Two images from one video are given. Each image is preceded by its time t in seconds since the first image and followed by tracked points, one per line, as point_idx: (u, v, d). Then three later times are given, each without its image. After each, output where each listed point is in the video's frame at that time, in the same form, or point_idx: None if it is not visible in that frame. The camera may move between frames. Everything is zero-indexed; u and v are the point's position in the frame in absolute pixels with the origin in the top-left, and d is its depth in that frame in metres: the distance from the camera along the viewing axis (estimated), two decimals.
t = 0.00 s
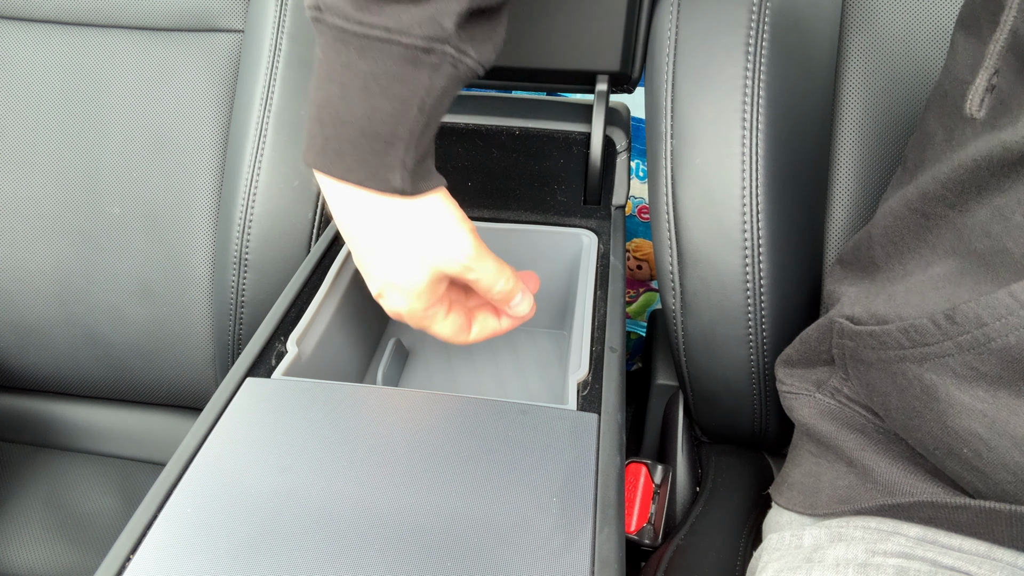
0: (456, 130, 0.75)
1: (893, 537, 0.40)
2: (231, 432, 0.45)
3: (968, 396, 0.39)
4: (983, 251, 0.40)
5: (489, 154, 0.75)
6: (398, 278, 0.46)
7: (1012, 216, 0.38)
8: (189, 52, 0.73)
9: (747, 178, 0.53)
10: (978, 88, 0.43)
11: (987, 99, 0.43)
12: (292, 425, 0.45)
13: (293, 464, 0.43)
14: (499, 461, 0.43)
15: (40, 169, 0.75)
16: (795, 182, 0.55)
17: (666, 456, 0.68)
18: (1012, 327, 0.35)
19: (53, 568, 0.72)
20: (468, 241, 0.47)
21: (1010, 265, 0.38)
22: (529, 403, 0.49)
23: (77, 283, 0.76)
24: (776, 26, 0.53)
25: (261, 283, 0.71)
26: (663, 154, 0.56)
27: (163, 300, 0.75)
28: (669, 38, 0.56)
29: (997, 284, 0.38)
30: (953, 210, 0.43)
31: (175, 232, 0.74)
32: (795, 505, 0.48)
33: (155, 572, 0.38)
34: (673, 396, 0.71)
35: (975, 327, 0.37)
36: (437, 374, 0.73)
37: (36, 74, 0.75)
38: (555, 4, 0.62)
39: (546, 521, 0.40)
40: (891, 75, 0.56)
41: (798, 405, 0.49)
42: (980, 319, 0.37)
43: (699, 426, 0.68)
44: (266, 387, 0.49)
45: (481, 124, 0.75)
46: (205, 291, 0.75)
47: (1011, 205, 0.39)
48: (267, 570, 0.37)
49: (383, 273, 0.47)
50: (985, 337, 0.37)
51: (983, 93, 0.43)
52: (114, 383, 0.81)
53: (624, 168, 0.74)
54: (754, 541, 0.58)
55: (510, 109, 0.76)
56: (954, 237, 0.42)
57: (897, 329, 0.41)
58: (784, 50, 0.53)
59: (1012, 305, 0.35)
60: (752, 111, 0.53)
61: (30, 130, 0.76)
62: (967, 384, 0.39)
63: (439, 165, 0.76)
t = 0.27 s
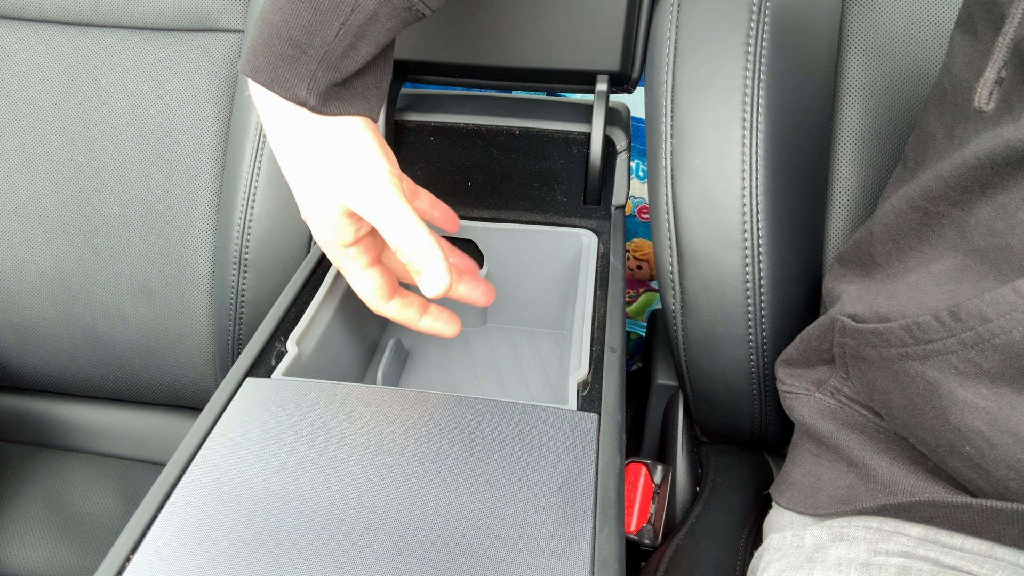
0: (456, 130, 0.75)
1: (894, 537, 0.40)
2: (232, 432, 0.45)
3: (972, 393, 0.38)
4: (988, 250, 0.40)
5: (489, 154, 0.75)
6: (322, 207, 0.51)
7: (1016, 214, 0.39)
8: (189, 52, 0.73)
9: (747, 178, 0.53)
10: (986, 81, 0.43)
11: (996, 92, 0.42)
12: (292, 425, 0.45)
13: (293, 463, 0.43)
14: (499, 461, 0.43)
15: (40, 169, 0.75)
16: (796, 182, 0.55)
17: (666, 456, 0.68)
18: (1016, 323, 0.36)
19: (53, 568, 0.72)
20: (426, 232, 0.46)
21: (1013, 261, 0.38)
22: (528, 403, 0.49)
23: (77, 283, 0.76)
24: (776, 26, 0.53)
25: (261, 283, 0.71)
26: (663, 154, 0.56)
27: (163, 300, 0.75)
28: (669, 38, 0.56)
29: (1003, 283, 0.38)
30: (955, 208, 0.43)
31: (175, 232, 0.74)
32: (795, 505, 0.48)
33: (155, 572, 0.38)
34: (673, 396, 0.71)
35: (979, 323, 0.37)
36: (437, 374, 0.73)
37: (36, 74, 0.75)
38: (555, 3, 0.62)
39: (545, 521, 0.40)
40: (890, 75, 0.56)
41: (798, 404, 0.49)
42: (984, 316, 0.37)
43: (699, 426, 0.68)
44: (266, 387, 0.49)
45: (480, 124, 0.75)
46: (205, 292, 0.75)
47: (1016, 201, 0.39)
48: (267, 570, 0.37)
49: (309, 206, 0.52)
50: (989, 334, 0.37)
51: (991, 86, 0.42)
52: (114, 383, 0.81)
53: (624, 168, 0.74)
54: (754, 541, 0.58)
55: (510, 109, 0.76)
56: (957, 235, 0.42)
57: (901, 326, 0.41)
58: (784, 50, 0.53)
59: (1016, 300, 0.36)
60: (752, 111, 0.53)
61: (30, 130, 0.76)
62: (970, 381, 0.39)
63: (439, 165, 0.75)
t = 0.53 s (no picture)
0: (456, 130, 0.75)
1: (895, 537, 0.40)
2: (232, 432, 0.45)
3: (974, 393, 0.38)
4: (989, 249, 0.40)
5: (489, 154, 0.75)
6: (315, 203, 0.48)
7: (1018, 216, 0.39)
8: (188, 52, 0.73)
9: (747, 178, 0.53)
10: (988, 82, 0.43)
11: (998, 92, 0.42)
12: (292, 425, 0.45)
13: (293, 464, 0.43)
14: (499, 461, 0.43)
15: (39, 169, 0.75)
16: (796, 182, 0.55)
17: (666, 456, 0.68)
18: (1018, 322, 0.36)
19: (53, 568, 0.72)
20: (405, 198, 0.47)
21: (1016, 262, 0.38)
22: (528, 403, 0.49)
23: (76, 283, 0.76)
24: (776, 26, 0.53)
25: (261, 283, 0.71)
26: (663, 154, 0.56)
27: (163, 300, 0.75)
28: (669, 38, 0.56)
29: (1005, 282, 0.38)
30: (957, 208, 0.43)
31: (175, 232, 0.74)
32: (796, 506, 0.48)
33: (155, 572, 0.38)
34: (673, 396, 0.71)
35: (981, 322, 0.37)
36: (437, 375, 0.73)
37: (36, 74, 0.75)
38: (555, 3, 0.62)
39: (545, 521, 0.40)
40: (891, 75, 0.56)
41: (799, 404, 0.49)
42: (986, 316, 0.37)
43: (699, 426, 0.68)
44: (265, 387, 0.49)
45: (480, 124, 0.75)
46: (205, 292, 0.75)
47: (1017, 201, 0.39)
48: (267, 570, 0.37)
49: (297, 198, 0.48)
50: (991, 333, 0.37)
51: (994, 88, 0.42)
52: (114, 383, 0.81)
53: (624, 168, 0.74)
54: (755, 542, 0.58)
55: (510, 109, 0.76)
56: (959, 235, 0.42)
57: (902, 325, 0.41)
58: (784, 51, 0.53)
59: (1017, 299, 0.36)
60: (752, 111, 0.53)
61: (30, 129, 0.75)
62: (970, 380, 0.39)
63: (439, 165, 0.75)
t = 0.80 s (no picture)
0: (456, 130, 0.75)
1: (893, 537, 0.38)
2: (232, 432, 0.45)
3: (967, 395, 0.38)
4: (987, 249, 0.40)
5: (489, 154, 0.75)
6: (254, 45, 0.41)
7: (1003, 208, 0.38)
8: (189, 52, 0.73)
9: (747, 178, 0.53)
10: (986, 61, 0.40)
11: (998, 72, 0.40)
12: (292, 425, 0.45)
13: (293, 464, 0.43)
14: (499, 462, 0.43)
15: (40, 168, 0.75)
16: (796, 181, 0.55)
17: (666, 455, 0.68)
18: (1011, 322, 0.35)
19: (53, 568, 0.72)
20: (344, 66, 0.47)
21: (1006, 256, 0.38)
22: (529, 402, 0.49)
23: (77, 283, 0.76)
24: (776, 26, 0.53)
25: (261, 282, 0.71)
26: (663, 154, 0.56)
27: (163, 300, 0.75)
28: (670, 38, 0.56)
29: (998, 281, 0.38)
30: (940, 197, 0.43)
31: (175, 232, 0.74)
32: (795, 506, 0.48)
33: (156, 572, 0.38)
34: (673, 396, 0.71)
35: (972, 325, 0.37)
36: (438, 374, 0.73)
37: (36, 74, 0.75)
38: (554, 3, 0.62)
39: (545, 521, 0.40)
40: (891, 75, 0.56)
41: (798, 405, 0.49)
42: (976, 317, 0.36)
43: (699, 426, 0.68)
44: (266, 387, 0.49)
45: (480, 124, 0.75)
46: (205, 292, 0.75)
47: (1003, 195, 0.38)
48: (267, 570, 0.37)
49: (230, 46, 0.41)
50: (981, 334, 0.36)
51: (992, 67, 0.40)
52: (114, 383, 0.81)
53: (624, 168, 0.74)
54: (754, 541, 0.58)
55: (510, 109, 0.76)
56: (942, 228, 0.42)
57: (891, 330, 0.41)
58: (784, 51, 0.53)
59: (1007, 300, 0.35)
60: (752, 111, 0.53)
61: (30, 129, 0.75)
62: (965, 382, 0.38)
63: (439, 165, 0.75)
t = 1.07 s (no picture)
0: (456, 130, 0.75)
1: (895, 537, 0.39)
2: (232, 432, 0.45)
3: (965, 394, 0.38)
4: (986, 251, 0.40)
5: (489, 153, 0.75)
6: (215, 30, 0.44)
7: (994, 201, 0.38)
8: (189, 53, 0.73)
9: (747, 178, 0.53)
10: (969, 57, 0.41)
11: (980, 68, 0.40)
12: (292, 425, 0.45)
13: (293, 464, 0.43)
14: (499, 462, 0.43)
15: (40, 168, 0.75)
16: (796, 181, 0.55)
17: (666, 456, 0.68)
18: (1009, 318, 0.35)
19: (53, 568, 0.72)
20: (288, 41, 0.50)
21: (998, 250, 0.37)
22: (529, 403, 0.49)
23: (77, 283, 0.76)
24: (776, 26, 0.53)
25: (261, 282, 0.71)
26: (663, 154, 0.56)
27: (163, 300, 0.75)
28: (670, 38, 0.56)
29: (994, 278, 0.37)
30: (929, 190, 0.43)
31: (175, 232, 0.74)
32: (795, 506, 0.48)
33: (156, 572, 0.38)
34: (673, 396, 0.71)
35: (971, 323, 0.37)
36: (438, 375, 0.73)
37: (37, 74, 0.75)
38: (554, 3, 0.62)
39: (546, 521, 0.40)
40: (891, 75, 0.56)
41: (798, 406, 0.49)
42: (975, 315, 0.37)
43: (699, 426, 0.68)
44: (266, 387, 0.49)
45: (480, 124, 0.74)
46: (205, 291, 0.75)
47: (995, 190, 0.38)
48: (267, 570, 0.37)
49: (189, 30, 0.44)
50: (982, 332, 0.36)
51: (975, 62, 0.40)
52: (114, 383, 0.81)
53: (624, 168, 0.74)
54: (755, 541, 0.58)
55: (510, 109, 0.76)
56: (930, 222, 0.42)
57: (888, 330, 0.41)
58: (784, 51, 0.53)
59: (1005, 297, 0.35)
60: (752, 111, 0.53)
61: (30, 129, 0.75)
62: (963, 382, 0.38)
63: (439, 165, 0.75)
